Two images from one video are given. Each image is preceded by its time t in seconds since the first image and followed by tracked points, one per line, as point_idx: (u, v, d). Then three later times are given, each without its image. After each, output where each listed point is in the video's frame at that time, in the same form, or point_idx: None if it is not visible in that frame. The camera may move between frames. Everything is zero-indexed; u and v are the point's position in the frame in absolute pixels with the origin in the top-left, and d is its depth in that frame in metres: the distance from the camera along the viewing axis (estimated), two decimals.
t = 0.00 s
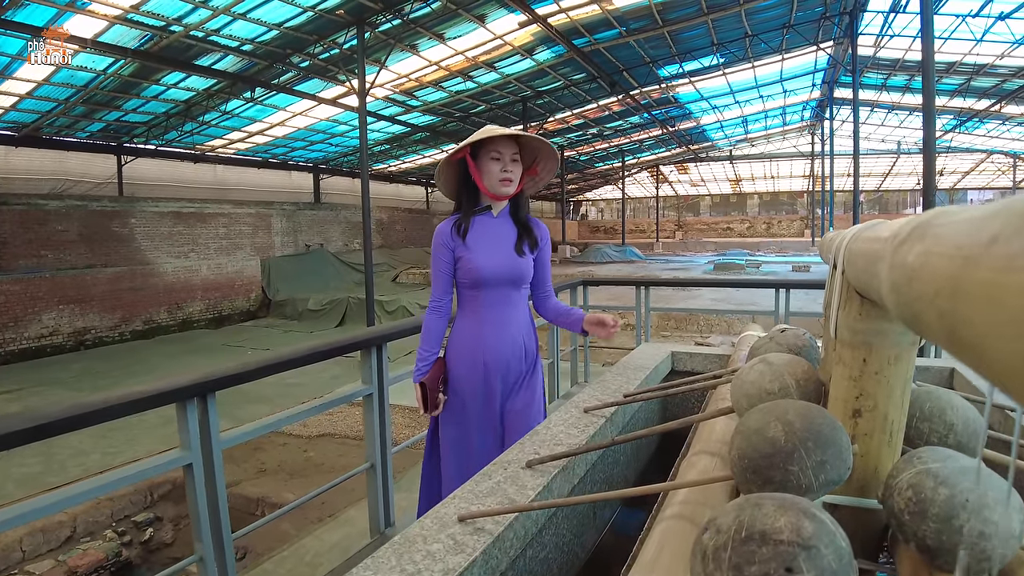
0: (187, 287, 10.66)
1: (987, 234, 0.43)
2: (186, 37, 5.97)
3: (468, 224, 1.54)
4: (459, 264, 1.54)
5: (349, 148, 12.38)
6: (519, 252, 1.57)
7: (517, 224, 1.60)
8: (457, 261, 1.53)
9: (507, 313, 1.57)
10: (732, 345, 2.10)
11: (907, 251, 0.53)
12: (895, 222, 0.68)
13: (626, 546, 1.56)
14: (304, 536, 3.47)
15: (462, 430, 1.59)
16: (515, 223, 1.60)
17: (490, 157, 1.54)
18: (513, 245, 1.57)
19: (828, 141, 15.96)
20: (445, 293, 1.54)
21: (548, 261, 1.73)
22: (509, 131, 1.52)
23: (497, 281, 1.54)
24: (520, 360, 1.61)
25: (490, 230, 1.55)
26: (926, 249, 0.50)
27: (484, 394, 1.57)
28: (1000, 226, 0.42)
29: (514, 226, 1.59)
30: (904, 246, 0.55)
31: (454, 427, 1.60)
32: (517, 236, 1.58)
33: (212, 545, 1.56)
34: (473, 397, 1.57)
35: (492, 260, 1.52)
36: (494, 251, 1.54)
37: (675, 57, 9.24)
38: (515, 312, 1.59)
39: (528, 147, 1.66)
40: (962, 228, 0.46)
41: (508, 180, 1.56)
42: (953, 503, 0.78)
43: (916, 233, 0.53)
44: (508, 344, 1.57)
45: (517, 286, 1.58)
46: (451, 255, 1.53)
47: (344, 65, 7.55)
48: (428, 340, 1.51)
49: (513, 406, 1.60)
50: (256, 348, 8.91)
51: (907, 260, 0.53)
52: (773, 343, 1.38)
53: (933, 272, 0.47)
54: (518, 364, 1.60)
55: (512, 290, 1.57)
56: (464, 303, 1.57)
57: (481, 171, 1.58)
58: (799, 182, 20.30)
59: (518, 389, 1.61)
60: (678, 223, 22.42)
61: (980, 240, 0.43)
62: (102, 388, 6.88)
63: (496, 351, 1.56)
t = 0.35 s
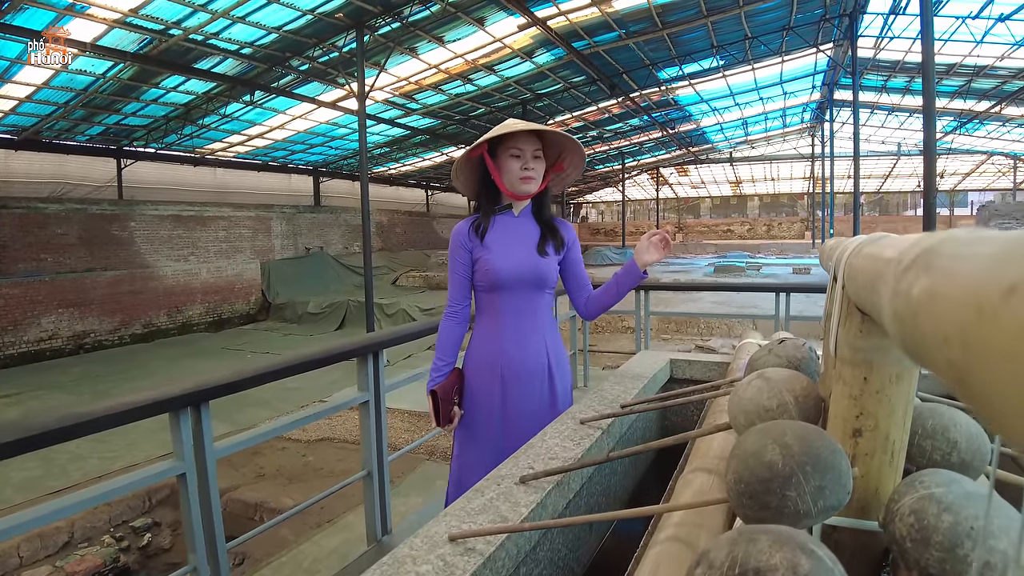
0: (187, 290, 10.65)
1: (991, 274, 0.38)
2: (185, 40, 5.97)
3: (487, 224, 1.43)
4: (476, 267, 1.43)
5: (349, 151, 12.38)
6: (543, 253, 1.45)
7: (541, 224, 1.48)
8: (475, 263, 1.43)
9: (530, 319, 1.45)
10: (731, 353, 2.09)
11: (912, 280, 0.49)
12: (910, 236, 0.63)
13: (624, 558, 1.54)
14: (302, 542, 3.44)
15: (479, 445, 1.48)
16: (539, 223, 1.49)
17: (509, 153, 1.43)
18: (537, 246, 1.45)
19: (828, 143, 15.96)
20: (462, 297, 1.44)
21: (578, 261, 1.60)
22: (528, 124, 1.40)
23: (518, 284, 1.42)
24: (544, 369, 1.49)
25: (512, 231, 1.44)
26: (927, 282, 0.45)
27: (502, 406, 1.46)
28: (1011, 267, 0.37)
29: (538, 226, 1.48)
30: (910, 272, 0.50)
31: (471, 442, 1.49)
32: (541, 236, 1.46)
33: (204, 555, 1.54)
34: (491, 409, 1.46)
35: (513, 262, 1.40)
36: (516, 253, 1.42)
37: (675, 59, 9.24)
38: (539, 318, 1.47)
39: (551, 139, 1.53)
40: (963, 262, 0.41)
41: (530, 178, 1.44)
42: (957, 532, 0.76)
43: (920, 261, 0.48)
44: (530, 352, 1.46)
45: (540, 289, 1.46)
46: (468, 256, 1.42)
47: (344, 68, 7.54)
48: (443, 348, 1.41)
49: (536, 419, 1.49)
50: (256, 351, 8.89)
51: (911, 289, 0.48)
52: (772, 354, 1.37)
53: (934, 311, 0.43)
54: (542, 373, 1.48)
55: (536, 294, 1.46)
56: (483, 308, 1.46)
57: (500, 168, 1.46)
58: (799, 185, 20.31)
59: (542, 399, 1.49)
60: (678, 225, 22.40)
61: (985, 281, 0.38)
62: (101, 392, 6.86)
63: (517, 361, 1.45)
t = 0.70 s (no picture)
0: (187, 293, 10.64)
1: (1001, 374, 0.36)
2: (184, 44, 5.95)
3: (502, 234, 1.39)
4: (487, 278, 1.40)
5: (348, 154, 12.38)
6: (556, 268, 1.41)
7: (554, 236, 1.45)
8: (486, 274, 1.39)
9: (540, 334, 1.42)
10: (731, 365, 2.07)
11: (915, 348, 0.48)
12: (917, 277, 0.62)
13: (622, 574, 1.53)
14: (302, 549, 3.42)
15: (481, 460, 1.44)
16: (553, 236, 1.45)
17: (524, 162, 1.39)
18: (549, 259, 1.41)
19: (828, 144, 15.98)
20: (472, 308, 1.40)
21: (589, 279, 1.58)
22: (543, 134, 1.37)
23: (531, 299, 1.39)
24: (552, 386, 1.46)
25: (525, 242, 1.40)
26: (935, 358, 0.44)
27: (508, 422, 1.43)
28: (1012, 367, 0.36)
29: (551, 239, 1.44)
30: (911, 337, 0.49)
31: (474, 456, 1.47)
32: (556, 250, 1.43)
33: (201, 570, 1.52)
34: (497, 424, 1.43)
35: (527, 276, 1.37)
36: (528, 266, 1.38)
37: (674, 61, 9.24)
38: (550, 335, 1.44)
39: (566, 151, 1.50)
40: (976, 347, 0.40)
41: (543, 188, 1.40)
42: None
43: (926, 328, 0.47)
44: (539, 369, 1.43)
45: (553, 306, 1.43)
46: (479, 267, 1.39)
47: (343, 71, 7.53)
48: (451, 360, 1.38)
49: (541, 437, 1.46)
50: (256, 355, 8.86)
51: (913, 359, 0.47)
52: (770, 373, 1.36)
53: (942, 394, 0.41)
54: (550, 391, 1.46)
55: (549, 310, 1.42)
56: (493, 321, 1.43)
57: (514, 177, 1.43)
58: (799, 186, 20.33)
59: (548, 417, 1.47)
60: (678, 227, 22.41)
61: (994, 374, 0.37)
62: (100, 396, 6.83)
63: (526, 376, 1.42)
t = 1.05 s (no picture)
0: (185, 298, 10.62)
1: (993, 481, 0.35)
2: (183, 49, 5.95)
3: (501, 250, 1.36)
4: (485, 294, 1.37)
5: (348, 158, 12.38)
6: (556, 285, 1.38)
7: (553, 251, 1.42)
8: (484, 291, 1.36)
9: (539, 352, 1.40)
10: (729, 379, 2.07)
11: (906, 424, 0.46)
12: (915, 327, 0.60)
13: None
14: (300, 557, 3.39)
15: (477, 479, 1.41)
16: (552, 250, 1.43)
17: (521, 174, 1.36)
18: (549, 276, 1.39)
19: (827, 147, 16.01)
20: (469, 325, 1.38)
21: (589, 295, 1.55)
22: (541, 147, 1.33)
23: (531, 318, 1.36)
24: (552, 405, 1.44)
25: (524, 258, 1.37)
26: (928, 435, 0.42)
27: (505, 441, 1.41)
28: (1006, 473, 0.34)
29: (550, 254, 1.41)
30: (903, 407, 0.48)
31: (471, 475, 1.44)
32: (556, 266, 1.40)
33: None
34: (494, 442, 1.41)
35: (527, 294, 1.34)
36: (528, 282, 1.35)
37: (674, 66, 9.25)
38: (550, 353, 1.42)
39: (567, 162, 1.46)
40: (973, 433, 0.38)
41: (541, 202, 1.37)
42: None
43: (917, 402, 0.46)
44: (539, 388, 1.41)
45: (554, 323, 1.41)
46: (477, 283, 1.36)
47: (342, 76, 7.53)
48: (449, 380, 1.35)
49: (540, 454, 1.44)
50: (255, 360, 8.84)
51: (903, 434, 0.45)
52: (768, 396, 1.35)
53: (933, 480, 0.40)
54: (549, 409, 1.44)
55: (549, 327, 1.40)
56: (492, 339, 1.40)
57: (510, 190, 1.40)
58: (798, 190, 20.35)
59: (546, 436, 1.45)
60: (678, 231, 22.41)
61: (986, 477, 0.35)
62: (98, 401, 6.80)
63: (525, 395, 1.39)
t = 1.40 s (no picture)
0: (185, 303, 10.61)
1: (1009, 499, 0.35)
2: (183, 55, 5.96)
3: (488, 257, 1.33)
4: (473, 303, 1.34)
5: (348, 163, 12.41)
6: (546, 292, 1.34)
7: (545, 258, 1.38)
8: (471, 300, 1.33)
9: (529, 364, 1.35)
10: (731, 385, 2.07)
11: (918, 437, 0.46)
12: (920, 336, 0.60)
13: None
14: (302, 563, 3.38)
15: (469, 499, 1.36)
16: (543, 257, 1.39)
17: (503, 177, 1.35)
18: (539, 284, 1.34)
19: (826, 151, 16.06)
20: (458, 337, 1.35)
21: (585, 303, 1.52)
22: (523, 148, 1.31)
23: (520, 328, 1.32)
24: (546, 419, 1.39)
25: (512, 265, 1.34)
26: (939, 448, 0.42)
27: (497, 458, 1.36)
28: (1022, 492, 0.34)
29: (541, 261, 1.37)
30: (913, 419, 0.48)
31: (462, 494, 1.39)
32: (546, 273, 1.36)
33: None
34: (485, 460, 1.36)
35: (515, 302, 1.30)
36: (516, 290, 1.31)
37: (673, 70, 9.28)
38: (543, 364, 1.37)
39: (555, 165, 1.43)
40: (985, 448, 0.38)
41: (525, 205, 1.34)
42: None
43: (928, 414, 0.46)
44: (531, 401, 1.36)
45: (545, 332, 1.36)
46: (464, 291, 1.33)
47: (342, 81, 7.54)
48: (437, 394, 1.32)
49: (534, 471, 1.38)
50: (255, 365, 8.82)
51: (914, 446, 0.45)
52: (770, 402, 1.35)
53: (945, 494, 0.41)
54: (544, 424, 1.38)
55: (540, 338, 1.35)
56: (481, 351, 1.37)
57: (493, 194, 1.38)
58: (797, 194, 20.39)
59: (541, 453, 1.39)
60: (677, 234, 22.43)
61: (1001, 491, 0.36)
62: (99, 407, 6.78)
63: (516, 408, 1.34)
